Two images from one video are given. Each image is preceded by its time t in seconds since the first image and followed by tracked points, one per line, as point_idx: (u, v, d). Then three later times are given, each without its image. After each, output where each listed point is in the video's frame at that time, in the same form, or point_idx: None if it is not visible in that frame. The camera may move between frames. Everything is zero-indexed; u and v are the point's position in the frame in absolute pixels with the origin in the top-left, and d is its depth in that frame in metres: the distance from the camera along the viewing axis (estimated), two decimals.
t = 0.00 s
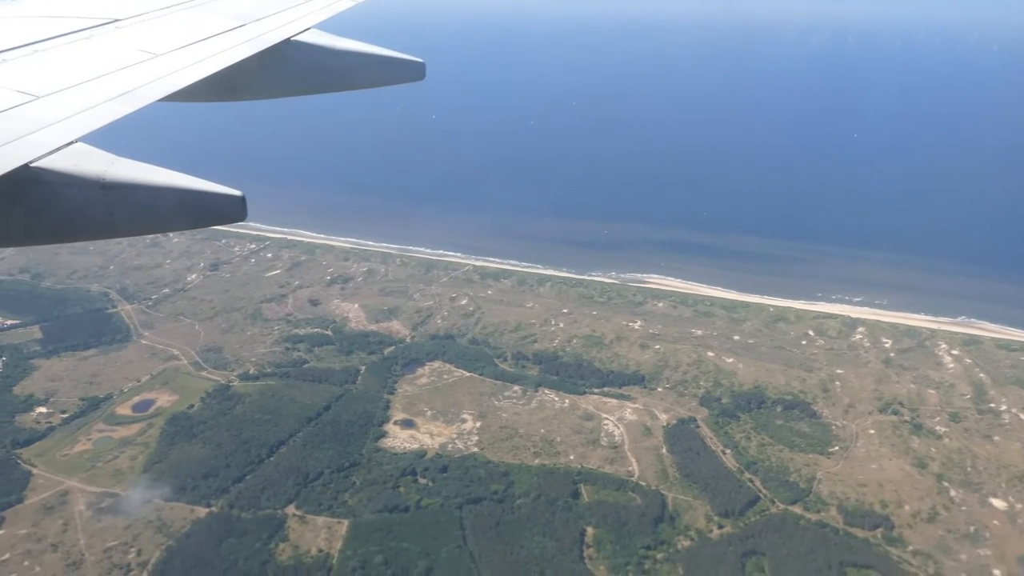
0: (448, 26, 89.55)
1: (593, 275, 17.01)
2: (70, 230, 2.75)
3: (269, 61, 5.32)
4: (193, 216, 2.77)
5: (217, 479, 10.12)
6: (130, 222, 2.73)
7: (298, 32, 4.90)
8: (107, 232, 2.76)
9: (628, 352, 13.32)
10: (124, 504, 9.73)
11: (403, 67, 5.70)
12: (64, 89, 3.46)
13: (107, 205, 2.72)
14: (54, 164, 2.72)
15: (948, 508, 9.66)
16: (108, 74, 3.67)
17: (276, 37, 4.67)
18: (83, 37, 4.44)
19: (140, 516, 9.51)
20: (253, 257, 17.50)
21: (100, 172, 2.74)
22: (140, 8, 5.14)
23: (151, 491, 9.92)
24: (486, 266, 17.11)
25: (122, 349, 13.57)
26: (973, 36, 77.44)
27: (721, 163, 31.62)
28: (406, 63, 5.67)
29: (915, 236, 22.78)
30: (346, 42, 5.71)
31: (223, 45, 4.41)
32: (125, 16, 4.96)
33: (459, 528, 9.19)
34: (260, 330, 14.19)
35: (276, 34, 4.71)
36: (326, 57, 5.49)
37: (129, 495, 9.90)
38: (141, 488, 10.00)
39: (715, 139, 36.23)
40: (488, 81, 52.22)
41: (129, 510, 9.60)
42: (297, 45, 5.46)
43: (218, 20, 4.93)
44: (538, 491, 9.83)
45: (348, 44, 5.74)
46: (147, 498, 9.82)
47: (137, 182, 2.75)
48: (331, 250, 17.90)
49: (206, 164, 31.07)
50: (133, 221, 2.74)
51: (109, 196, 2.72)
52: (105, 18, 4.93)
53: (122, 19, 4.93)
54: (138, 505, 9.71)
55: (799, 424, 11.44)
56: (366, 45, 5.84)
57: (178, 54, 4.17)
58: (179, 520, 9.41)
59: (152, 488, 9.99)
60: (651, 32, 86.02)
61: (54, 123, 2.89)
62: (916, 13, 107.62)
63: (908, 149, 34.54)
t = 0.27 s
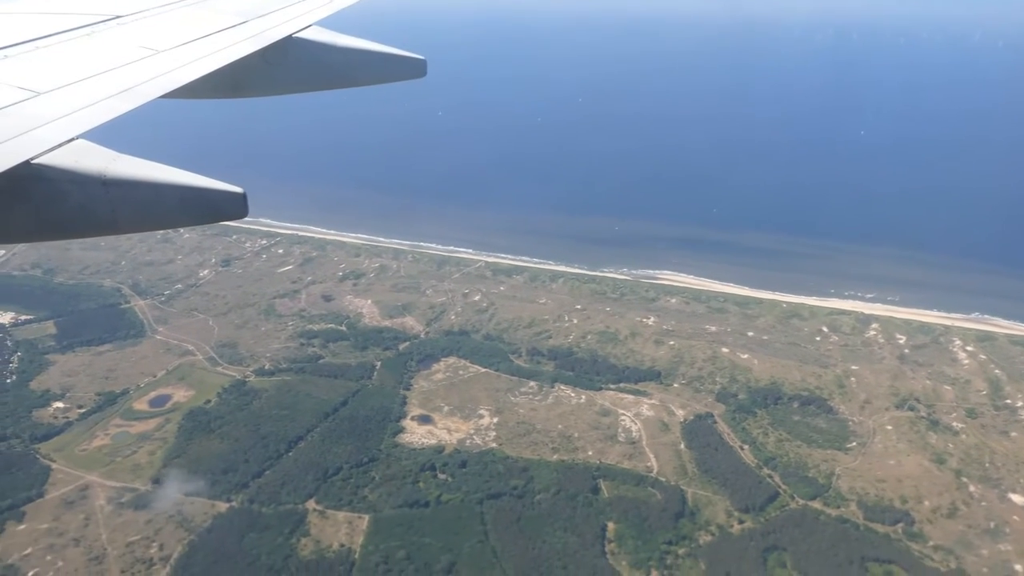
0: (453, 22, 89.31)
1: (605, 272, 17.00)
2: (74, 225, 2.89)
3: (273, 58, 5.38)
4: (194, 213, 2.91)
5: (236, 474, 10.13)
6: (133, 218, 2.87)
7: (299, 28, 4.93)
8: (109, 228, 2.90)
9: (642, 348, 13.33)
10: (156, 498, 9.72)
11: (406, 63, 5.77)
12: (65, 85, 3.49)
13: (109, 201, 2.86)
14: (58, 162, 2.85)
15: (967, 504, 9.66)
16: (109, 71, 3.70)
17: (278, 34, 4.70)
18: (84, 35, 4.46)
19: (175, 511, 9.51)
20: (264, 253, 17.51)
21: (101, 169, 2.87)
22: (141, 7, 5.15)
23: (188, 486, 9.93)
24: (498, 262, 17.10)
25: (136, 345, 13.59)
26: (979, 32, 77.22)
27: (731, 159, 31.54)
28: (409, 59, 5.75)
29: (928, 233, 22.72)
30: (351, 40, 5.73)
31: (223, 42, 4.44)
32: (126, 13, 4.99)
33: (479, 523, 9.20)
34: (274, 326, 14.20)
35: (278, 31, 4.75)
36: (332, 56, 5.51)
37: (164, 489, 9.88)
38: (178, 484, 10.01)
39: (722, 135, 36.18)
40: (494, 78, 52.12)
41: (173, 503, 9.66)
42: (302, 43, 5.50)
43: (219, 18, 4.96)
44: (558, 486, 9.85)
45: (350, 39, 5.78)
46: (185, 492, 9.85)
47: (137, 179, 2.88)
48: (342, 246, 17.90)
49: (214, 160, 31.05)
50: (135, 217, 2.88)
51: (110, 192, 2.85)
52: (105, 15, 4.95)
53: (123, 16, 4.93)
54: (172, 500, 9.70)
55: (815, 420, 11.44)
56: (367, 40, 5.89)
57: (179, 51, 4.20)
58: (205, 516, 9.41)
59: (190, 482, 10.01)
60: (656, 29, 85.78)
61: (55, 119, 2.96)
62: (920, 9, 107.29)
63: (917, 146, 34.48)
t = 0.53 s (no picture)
0: (455, 20, 89.06)
1: (616, 269, 16.98)
2: (77, 223, 3.03)
3: (273, 56, 5.44)
4: (190, 210, 3.03)
5: (254, 471, 10.14)
6: (132, 213, 3.01)
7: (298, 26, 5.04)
8: (109, 226, 3.04)
9: (655, 345, 13.33)
10: (186, 496, 9.71)
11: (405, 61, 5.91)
12: (67, 82, 3.60)
13: (108, 199, 2.99)
14: (59, 160, 2.99)
15: (984, 500, 9.66)
16: (109, 70, 3.81)
17: (278, 33, 4.80)
18: (85, 33, 4.55)
19: (203, 508, 9.48)
20: (274, 250, 17.51)
21: (101, 168, 3.00)
22: (141, 5, 5.23)
23: (219, 482, 9.93)
24: (508, 259, 17.09)
25: (149, 342, 13.60)
26: (984, 29, 76.99)
27: (738, 156, 31.46)
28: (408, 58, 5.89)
29: (938, 231, 22.66)
30: (350, 39, 5.85)
31: (221, 41, 4.55)
32: (126, 11, 5.07)
33: (498, 519, 9.21)
34: (286, 322, 14.20)
35: (278, 29, 4.84)
36: (333, 56, 5.62)
37: (193, 486, 9.88)
38: (208, 479, 9.99)
39: (728, 133, 36.13)
40: (498, 75, 52.03)
41: (196, 499, 9.63)
42: (302, 41, 5.59)
43: (221, 16, 5.06)
44: (575, 483, 9.87)
45: (347, 38, 5.90)
46: (213, 488, 9.83)
47: (135, 177, 3.01)
48: (351, 243, 17.88)
49: (220, 158, 31.02)
50: (134, 214, 3.02)
51: (109, 191, 2.98)
52: (107, 13, 5.03)
53: (123, 14, 5.02)
54: (200, 496, 9.68)
55: (830, 416, 11.45)
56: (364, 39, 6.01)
57: (179, 49, 4.31)
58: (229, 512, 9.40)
59: (217, 479, 9.99)
60: (659, 27, 85.54)
61: (56, 118, 3.08)
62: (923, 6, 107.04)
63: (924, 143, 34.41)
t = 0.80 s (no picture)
0: (459, 19, 89.11)
1: (628, 266, 16.99)
2: (77, 222, 2.94)
3: (274, 56, 5.48)
4: (194, 210, 2.94)
5: (275, 466, 10.15)
6: (133, 213, 2.92)
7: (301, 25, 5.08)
8: (111, 225, 2.95)
9: (670, 342, 13.34)
10: (221, 489, 9.74)
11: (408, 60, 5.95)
12: (67, 81, 3.56)
13: (109, 198, 2.90)
14: (59, 159, 2.89)
15: (1005, 495, 9.65)
16: (111, 69, 3.77)
17: (279, 31, 4.79)
18: (84, 32, 4.50)
19: (237, 503, 9.52)
20: (286, 248, 17.52)
21: (102, 168, 2.91)
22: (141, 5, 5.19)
23: (252, 478, 9.96)
24: (520, 257, 17.10)
25: (163, 340, 13.61)
26: (988, 26, 76.94)
27: (745, 154, 31.45)
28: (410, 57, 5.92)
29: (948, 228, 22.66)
30: (350, 38, 5.89)
31: (223, 39, 4.51)
32: (125, 10, 5.03)
33: (520, 515, 9.23)
34: (300, 320, 14.20)
35: (279, 27, 4.85)
36: (334, 54, 5.66)
37: (227, 478, 9.92)
38: (242, 474, 10.03)
39: (735, 130, 36.13)
40: (503, 74, 52.05)
41: (229, 494, 9.66)
42: (303, 41, 5.63)
43: (220, 16, 5.03)
44: (595, 479, 9.88)
45: (350, 37, 5.92)
46: (246, 484, 9.85)
47: (137, 177, 2.92)
48: (363, 241, 17.89)
49: (227, 156, 31.05)
50: (138, 214, 2.92)
51: (111, 190, 2.89)
52: (106, 12, 5.00)
53: (123, 14, 4.98)
54: (232, 491, 9.72)
55: (847, 412, 11.46)
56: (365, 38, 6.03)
57: (180, 48, 4.27)
58: (255, 508, 9.43)
59: (251, 475, 10.02)
60: (663, 25, 85.47)
61: (57, 117, 3.02)
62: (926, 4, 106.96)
63: (932, 140, 34.39)
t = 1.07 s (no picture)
0: (463, 17, 89.06)
1: (640, 264, 17.00)
2: (80, 221, 2.95)
3: (275, 54, 5.46)
4: (195, 209, 2.92)
5: (296, 464, 10.15)
6: (134, 211, 2.92)
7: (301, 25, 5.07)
8: (114, 223, 2.95)
9: (685, 340, 13.35)
10: (260, 485, 9.76)
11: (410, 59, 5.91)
12: (69, 80, 3.55)
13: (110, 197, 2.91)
14: (60, 157, 2.90)
15: None
16: (111, 69, 3.75)
17: (280, 31, 4.79)
18: (86, 31, 4.47)
19: (275, 498, 9.55)
20: (297, 246, 17.53)
21: (103, 166, 2.92)
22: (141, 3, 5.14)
23: (289, 474, 9.97)
24: (532, 255, 17.10)
25: (178, 337, 13.62)
26: (993, 24, 76.82)
27: (753, 152, 31.41)
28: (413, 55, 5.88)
29: (958, 227, 22.67)
30: (351, 36, 5.84)
31: (223, 39, 4.50)
32: (127, 9, 5.00)
33: (542, 512, 9.23)
34: (315, 318, 14.21)
35: (280, 27, 4.84)
36: (336, 53, 5.61)
37: (265, 475, 9.96)
38: (279, 471, 10.05)
39: (743, 128, 36.13)
40: (508, 73, 52.03)
41: (268, 490, 9.70)
42: (305, 40, 5.60)
43: (220, 14, 5.01)
44: (616, 476, 9.91)
45: (351, 37, 5.87)
46: (283, 481, 9.86)
47: (136, 174, 2.92)
48: (374, 239, 17.88)
49: (235, 154, 31.05)
50: (139, 213, 2.92)
51: (112, 189, 2.89)
52: (108, 11, 4.97)
53: (125, 13, 4.93)
54: (270, 487, 9.75)
55: (864, 410, 11.47)
56: (367, 37, 5.98)
57: (181, 48, 4.25)
58: (284, 505, 9.43)
59: (286, 471, 10.03)
60: (667, 23, 85.39)
61: (58, 116, 3.02)
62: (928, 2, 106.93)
63: (939, 137, 34.40)
